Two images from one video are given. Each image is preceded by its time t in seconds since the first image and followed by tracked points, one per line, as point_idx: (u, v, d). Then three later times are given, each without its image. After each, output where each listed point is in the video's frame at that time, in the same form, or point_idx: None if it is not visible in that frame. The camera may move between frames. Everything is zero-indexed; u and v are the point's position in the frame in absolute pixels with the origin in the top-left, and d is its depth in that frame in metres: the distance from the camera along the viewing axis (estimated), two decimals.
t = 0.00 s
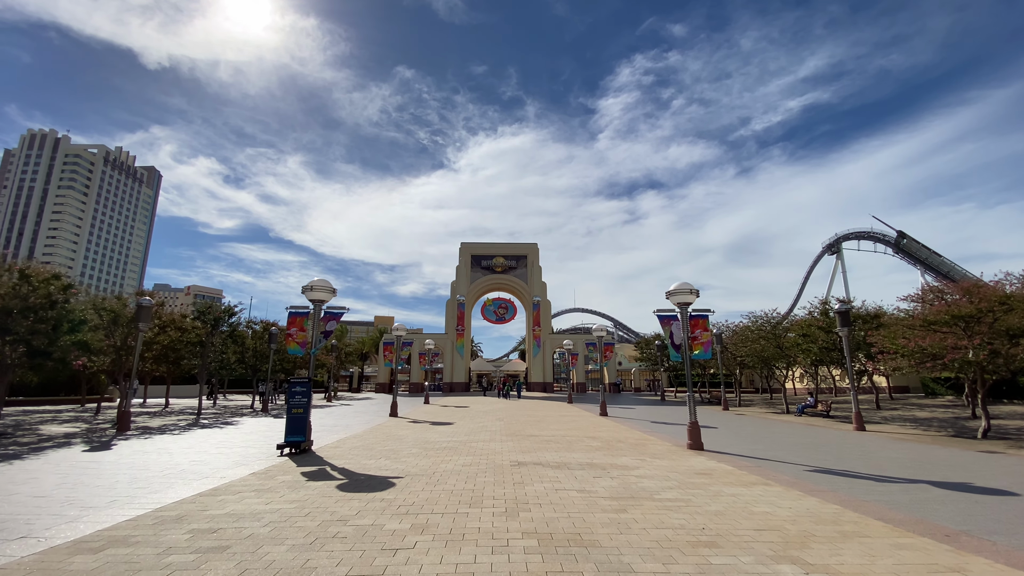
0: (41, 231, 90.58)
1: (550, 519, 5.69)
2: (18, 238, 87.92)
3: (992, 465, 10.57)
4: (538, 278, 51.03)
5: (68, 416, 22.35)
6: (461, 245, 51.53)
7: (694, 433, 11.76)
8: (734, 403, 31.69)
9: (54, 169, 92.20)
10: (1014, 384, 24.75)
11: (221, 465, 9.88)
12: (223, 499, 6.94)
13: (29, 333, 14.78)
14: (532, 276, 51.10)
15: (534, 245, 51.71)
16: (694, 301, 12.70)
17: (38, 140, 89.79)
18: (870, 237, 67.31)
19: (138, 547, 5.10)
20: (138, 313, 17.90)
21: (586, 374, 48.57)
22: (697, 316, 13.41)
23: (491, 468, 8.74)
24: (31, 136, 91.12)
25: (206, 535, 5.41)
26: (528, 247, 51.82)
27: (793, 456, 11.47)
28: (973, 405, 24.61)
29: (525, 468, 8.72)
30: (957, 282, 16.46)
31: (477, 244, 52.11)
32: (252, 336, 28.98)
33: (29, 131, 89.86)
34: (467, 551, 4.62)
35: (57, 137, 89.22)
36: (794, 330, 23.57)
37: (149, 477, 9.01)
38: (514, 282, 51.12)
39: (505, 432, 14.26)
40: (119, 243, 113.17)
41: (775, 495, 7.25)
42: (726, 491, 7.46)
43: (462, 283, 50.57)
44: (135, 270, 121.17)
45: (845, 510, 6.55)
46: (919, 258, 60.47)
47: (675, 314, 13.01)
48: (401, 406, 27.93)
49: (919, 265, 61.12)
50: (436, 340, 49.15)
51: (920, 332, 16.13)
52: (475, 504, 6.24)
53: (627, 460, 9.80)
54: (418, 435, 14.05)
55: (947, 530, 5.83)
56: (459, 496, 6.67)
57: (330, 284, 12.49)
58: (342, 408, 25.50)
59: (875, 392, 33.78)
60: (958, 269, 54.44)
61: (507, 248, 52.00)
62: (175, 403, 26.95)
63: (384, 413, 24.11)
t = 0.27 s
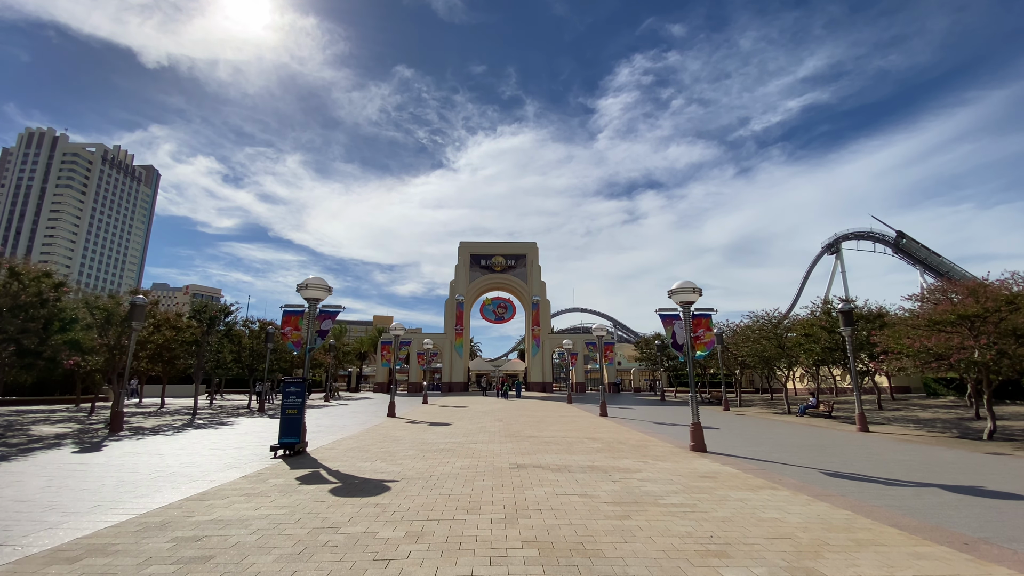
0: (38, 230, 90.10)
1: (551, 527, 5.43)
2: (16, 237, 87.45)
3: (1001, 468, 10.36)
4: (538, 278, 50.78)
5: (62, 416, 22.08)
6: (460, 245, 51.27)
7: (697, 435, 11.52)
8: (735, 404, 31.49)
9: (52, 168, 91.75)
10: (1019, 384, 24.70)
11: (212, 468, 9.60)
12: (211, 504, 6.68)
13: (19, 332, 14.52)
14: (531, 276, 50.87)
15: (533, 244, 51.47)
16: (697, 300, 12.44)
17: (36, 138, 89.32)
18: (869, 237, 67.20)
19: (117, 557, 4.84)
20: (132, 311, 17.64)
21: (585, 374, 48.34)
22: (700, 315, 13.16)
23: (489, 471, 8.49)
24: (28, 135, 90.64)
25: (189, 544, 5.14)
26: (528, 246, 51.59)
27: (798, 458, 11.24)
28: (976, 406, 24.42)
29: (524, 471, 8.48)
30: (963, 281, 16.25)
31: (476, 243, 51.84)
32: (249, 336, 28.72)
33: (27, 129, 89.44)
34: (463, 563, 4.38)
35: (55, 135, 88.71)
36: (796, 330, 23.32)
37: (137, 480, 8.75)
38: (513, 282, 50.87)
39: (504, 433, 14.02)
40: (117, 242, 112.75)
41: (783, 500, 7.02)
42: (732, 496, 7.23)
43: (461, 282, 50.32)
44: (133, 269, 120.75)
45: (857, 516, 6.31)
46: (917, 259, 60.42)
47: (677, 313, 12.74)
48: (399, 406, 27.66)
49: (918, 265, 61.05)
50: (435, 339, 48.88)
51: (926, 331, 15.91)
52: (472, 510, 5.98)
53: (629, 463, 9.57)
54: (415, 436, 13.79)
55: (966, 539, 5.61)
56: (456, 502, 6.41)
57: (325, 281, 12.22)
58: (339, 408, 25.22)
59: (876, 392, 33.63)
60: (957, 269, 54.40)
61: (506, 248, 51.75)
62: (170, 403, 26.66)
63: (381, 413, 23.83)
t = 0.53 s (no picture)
0: (37, 228, 89.71)
1: (554, 531, 5.19)
2: (14, 235, 87.07)
3: (1010, 468, 10.16)
4: (537, 276, 50.56)
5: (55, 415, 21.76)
6: (460, 243, 51.01)
7: (700, 435, 11.30)
8: (736, 403, 31.30)
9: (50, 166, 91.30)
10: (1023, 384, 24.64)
11: (204, 468, 9.34)
12: (200, 506, 6.43)
13: (9, 328, 14.22)
14: (530, 274, 50.64)
15: (533, 243, 51.24)
16: (700, 297, 12.20)
17: (35, 136, 88.84)
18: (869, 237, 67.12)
19: (96, 563, 4.60)
20: (125, 309, 17.36)
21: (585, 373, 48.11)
22: (704, 313, 12.92)
23: (489, 471, 8.24)
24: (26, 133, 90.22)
25: (174, 550, 4.89)
26: (527, 245, 51.36)
27: (803, 458, 11.02)
28: (979, 406, 24.24)
29: (524, 472, 8.23)
30: (968, 279, 16.05)
31: (475, 242, 51.58)
32: (246, 335, 28.44)
33: (26, 127, 89.03)
34: (461, 570, 4.12)
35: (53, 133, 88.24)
36: (798, 329, 23.12)
37: (126, 480, 8.49)
38: (513, 280, 50.63)
39: (504, 432, 13.78)
40: (115, 241, 112.36)
41: (793, 502, 6.79)
42: (739, 497, 6.99)
43: (460, 281, 50.07)
44: (132, 268, 120.36)
45: (870, 519, 6.10)
46: (917, 258, 60.30)
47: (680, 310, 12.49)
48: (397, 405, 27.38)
49: (918, 264, 61.00)
50: (434, 338, 48.63)
51: (930, 330, 15.71)
52: (471, 513, 5.74)
53: (632, 463, 9.32)
54: (413, 435, 13.55)
55: (985, 543, 5.39)
56: (454, 504, 6.16)
57: (321, 277, 11.96)
58: (337, 407, 24.96)
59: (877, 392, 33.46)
60: (957, 269, 54.33)
61: (506, 246, 51.51)
62: (166, 402, 26.35)
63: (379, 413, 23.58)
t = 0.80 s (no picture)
0: (34, 227, 89.24)
1: (558, 539, 4.92)
2: (11, 234, 86.60)
3: None
4: (537, 275, 50.29)
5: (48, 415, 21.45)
6: (459, 242, 50.73)
7: (705, 436, 11.03)
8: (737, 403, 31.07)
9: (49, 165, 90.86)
10: None
11: (195, 470, 9.06)
12: (186, 513, 6.16)
13: None
14: (530, 273, 50.37)
15: (533, 241, 50.97)
16: (705, 295, 11.94)
17: (33, 135, 88.31)
18: (870, 237, 66.86)
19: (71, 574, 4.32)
20: (119, 307, 17.08)
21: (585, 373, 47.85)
22: (708, 312, 12.64)
23: (488, 474, 7.96)
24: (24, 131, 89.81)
25: (155, 560, 4.62)
26: (527, 243, 51.10)
27: (811, 460, 10.76)
28: (983, 406, 23.98)
29: (525, 475, 7.96)
30: (976, 277, 15.79)
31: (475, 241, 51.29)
32: (243, 333, 28.15)
33: (24, 126, 88.59)
34: None
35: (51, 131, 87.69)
36: (801, 328, 22.87)
37: (114, 483, 8.20)
38: (512, 279, 50.36)
39: (504, 433, 13.50)
40: (114, 240, 111.97)
41: (806, 508, 6.52)
42: (749, 502, 6.72)
43: (459, 280, 49.79)
44: (130, 267, 119.96)
45: (888, 527, 5.83)
46: (917, 258, 60.09)
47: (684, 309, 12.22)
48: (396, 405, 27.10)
49: (918, 264, 60.76)
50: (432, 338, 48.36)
51: (937, 329, 15.45)
52: (470, 520, 5.46)
53: (636, 466, 9.05)
54: (411, 436, 13.26)
55: (1012, 552, 5.13)
56: (453, 510, 5.89)
57: (317, 274, 11.69)
58: (335, 407, 24.68)
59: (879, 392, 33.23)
60: (958, 269, 54.10)
61: (505, 245, 51.24)
62: (162, 402, 26.04)
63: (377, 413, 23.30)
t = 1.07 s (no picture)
0: (32, 226, 88.83)
1: (561, 547, 4.67)
2: (9, 233, 86.17)
3: None
4: (536, 274, 50.06)
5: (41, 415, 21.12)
6: (459, 240, 50.45)
7: (709, 437, 10.79)
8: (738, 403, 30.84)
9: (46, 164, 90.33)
10: None
11: (186, 472, 8.80)
12: (173, 519, 5.90)
13: None
14: (530, 272, 50.12)
15: (532, 240, 50.73)
16: (708, 293, 11.73)
17: (30, 133, 87.66)
18: (870, 237, 66.69)
19: None
20: (113, 305, 16.80)
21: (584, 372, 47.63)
22: (711, 310, 12.40)
23: (487, 477, 7.72)
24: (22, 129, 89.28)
25: (134, 570, 4.36)
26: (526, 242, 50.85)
27: (817, 461, 10.54)
28: (987, 406, 23.79)
29: (526, 478, 7.71)
30: (983, 276, 15.56)
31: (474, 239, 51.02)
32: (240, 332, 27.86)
33: (22, 124, 87.99)
34: None
35: (49, 130, 87.27)
36: (804, 327, 22.63)
37: (100, 486, 7.93)
38: (512, 278, 50.11)
39: (503, 434, 13.25)
40: (112, 239, 111.48)
41: (817, 512, 6.28)
42: (758, 506, 6.48)
43: (459, 278, 49.52)
44: (129, 266, 119.52)
45: (905, 534, 5.60)
46: (916, 258, 59.92)
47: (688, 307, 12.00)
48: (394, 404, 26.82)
49: (917, 264, 60.63)
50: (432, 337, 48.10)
51: (944, 328, 15.21)
52: (469, 526, 5.21)
53: (639, 468, 8.81)
54: (409, 437, 13.00)
55: None
56: (450, 515, 5.64)
57: (312, 271, 11.44)
58: (333, 406, 24.42)
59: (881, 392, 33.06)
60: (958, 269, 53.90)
61: (505, 244, 50.97)
62: (158, 401, 25.71)
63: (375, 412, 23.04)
